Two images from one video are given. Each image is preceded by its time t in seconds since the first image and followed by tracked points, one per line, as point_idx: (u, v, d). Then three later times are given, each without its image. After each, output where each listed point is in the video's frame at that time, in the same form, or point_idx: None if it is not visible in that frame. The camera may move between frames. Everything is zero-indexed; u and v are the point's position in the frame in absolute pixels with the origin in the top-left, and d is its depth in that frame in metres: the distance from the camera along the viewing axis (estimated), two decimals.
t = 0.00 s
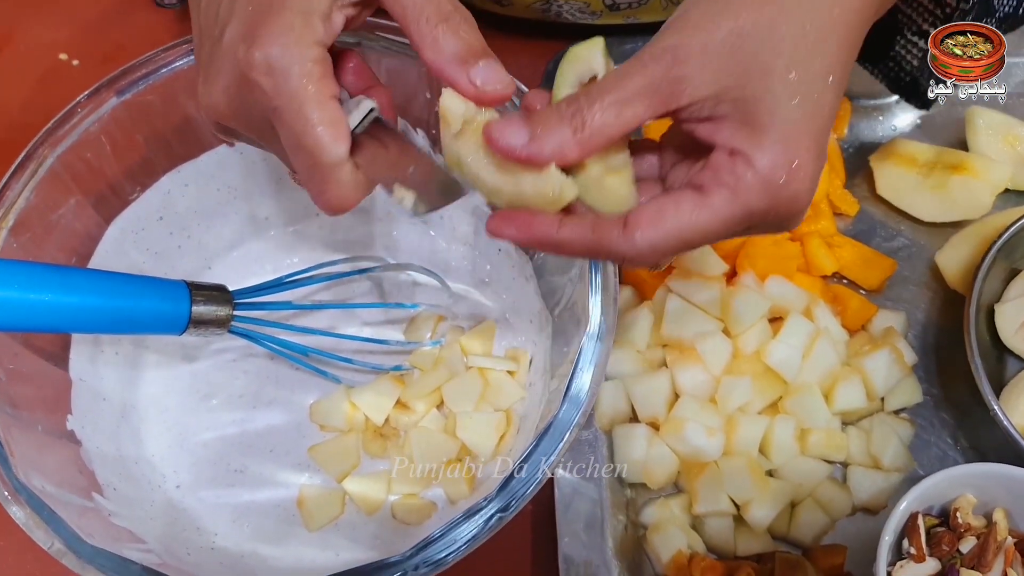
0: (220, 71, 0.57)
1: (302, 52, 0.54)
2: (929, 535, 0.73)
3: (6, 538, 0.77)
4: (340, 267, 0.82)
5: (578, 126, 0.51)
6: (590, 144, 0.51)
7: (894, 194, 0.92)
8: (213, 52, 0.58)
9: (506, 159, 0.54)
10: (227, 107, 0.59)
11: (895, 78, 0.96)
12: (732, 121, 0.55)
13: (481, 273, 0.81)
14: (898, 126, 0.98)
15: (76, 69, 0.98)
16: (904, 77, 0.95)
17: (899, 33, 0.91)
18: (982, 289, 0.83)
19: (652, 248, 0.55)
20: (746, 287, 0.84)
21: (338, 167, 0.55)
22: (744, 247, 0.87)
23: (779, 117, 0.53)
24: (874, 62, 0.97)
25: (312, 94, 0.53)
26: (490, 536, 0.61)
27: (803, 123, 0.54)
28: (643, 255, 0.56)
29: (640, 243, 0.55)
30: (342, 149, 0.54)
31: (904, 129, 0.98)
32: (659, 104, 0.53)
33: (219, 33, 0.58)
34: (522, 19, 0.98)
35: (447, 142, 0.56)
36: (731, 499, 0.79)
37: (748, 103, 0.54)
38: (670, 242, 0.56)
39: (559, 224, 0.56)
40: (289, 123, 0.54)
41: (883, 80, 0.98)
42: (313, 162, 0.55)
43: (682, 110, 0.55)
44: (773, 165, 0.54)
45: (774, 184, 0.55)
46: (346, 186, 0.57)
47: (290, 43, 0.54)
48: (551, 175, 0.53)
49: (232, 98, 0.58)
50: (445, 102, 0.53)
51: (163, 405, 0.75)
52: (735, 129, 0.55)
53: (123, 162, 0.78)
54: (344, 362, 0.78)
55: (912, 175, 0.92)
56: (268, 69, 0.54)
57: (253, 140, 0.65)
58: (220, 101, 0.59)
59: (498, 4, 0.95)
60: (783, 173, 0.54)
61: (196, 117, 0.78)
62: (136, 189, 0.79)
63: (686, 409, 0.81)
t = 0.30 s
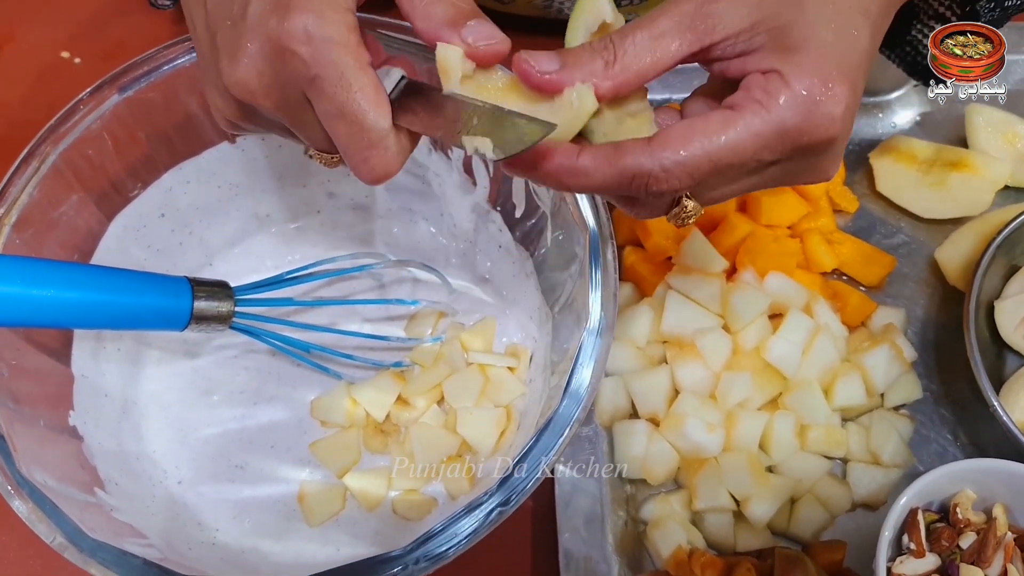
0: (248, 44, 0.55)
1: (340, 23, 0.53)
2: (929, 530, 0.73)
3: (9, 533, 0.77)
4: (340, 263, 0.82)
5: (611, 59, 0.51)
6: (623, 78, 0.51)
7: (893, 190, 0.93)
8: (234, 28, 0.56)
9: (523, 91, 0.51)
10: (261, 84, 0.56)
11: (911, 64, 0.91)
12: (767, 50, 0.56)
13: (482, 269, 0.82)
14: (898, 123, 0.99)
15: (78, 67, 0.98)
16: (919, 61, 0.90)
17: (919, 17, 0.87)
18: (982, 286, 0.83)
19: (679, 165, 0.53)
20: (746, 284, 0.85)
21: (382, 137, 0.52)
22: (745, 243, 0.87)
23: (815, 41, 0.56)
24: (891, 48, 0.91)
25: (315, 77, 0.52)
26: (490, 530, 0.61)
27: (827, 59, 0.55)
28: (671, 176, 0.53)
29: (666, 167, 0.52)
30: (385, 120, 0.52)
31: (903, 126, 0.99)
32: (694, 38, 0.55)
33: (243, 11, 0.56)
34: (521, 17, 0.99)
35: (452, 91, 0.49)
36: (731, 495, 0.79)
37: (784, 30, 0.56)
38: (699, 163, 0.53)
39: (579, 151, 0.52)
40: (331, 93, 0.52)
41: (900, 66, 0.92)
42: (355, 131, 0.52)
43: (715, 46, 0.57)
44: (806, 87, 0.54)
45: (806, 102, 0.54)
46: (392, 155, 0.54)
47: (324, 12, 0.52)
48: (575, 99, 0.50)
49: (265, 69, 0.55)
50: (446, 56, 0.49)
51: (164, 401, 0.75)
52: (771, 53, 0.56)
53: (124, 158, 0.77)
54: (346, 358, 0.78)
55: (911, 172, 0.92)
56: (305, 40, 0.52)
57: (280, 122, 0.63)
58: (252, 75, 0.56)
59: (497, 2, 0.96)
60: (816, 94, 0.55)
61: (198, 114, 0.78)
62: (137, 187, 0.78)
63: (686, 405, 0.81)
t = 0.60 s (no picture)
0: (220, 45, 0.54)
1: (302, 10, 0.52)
2: (926, 527, 0.73)
3: (12, 531, 0.78)
4: (340, 263, 0.83)
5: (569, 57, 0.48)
6: (582, 77, 0.48)
7: (889, 189, 0.93)
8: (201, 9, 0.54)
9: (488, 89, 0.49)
10: (231, 72, 0.55)
11: (887, 65, 0.90)
12: (728, 54, 0.54)
13: (481, 269, 0.83)
14: (893, 123, 0.99)
15: (78, 69, 0.99)
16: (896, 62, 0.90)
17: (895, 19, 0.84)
18: (977, 284, 0.84)
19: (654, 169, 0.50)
20: (743, 282, 0.85)
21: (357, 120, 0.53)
22: (741, 243, 0.88)
23: (775, 44, 0.53)
24: (866, 48, 0.90)
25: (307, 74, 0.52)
26: (489, 526, 0.62)
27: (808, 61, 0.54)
28: (644, 180, 0.50)
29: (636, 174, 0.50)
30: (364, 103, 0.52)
31: (900, 125, 0.99)
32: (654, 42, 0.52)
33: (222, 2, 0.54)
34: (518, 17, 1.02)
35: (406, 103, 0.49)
36: (729, 492, 0.80)
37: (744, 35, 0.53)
38: (672, 166, 0.50)
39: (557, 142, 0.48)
40: (311, 81, 0.52)
41: (875, 63, 0.91)
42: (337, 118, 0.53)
43: (674, 51, 0.54)
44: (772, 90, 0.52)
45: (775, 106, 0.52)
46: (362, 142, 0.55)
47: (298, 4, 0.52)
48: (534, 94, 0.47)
49: (234, 56, 0.54)
50: (396, 73, 0.49)
51: (166, 400, 0.75)
52: (731, 57, 0.54)
53: (126, 160, 0.78)
54: (345, 357, 0.79)
55: (907, 171, 0.93)
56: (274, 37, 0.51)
57: (253, 109, 0.61)
58: (221, 61, 0.54)
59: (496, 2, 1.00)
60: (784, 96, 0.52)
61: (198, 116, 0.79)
62: (138, 187, 0.79)
63: (684, 403, 0.82)
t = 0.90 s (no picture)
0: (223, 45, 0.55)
1: None
2: (927, 527, 0.74)
3: (14, 530, 0.78)
4: (342, 262, 0.82)
5: (568, 80, 0.54)
6: (581, 95, 0.54)
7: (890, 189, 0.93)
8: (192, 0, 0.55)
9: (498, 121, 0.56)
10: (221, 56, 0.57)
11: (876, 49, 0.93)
12: (717, 65, 0.60)
13: (482, 269, 0.83)
14: (896, 123, 0.99)
15: (81, 68, 0.99)
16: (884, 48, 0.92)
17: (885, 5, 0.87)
18: (978, 283, 0.84)
19: (654, 199, 0.57)
20: (745, 282, 0.85)
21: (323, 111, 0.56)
22: (742, 242, 0.88)
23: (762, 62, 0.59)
24: (857, 32, 0.92)
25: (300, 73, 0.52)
26: (491, 525, 0.62)
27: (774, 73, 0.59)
28: (648, 207, 0.57)
29: (632, 203, 0.57)
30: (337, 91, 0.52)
31: (901, 125, 0.99)
32: (647, 52, 0.57)
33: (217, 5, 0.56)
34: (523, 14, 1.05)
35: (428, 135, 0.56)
36: (731, 491, 0.80)
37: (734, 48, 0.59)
38: (671, 193, 0.57)
39: (564, 178, 0.56)
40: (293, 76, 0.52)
41: (868, 50, 0.94)
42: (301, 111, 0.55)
43: (669, 58, 0.59)
44: (758, 106, 0.58)
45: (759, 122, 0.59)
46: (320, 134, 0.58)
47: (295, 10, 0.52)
48: (541, 126, 0.55)
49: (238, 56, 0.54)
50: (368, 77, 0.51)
51: (169, 399, 0.75)
52: (720, 69, 0.60)
53: (128, 159, 0.78)
54: (347, 356, 0.79)
55: (908, 171, 0.93)
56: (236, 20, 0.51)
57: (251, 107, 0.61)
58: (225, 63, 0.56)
59: None
60: (768, 112, 0.59)
61: (201, 116, 0.80)
62: (139, 186, 0.79)
63: (685, 403, 0.81)
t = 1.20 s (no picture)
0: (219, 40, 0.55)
1: None
2: (927, 525, 0.74)
3: (14, 527, 0.78)
4: (342, 261, 0.82)
5: (558, 95, 0.53)
6: (571, 110, 0.53)
7: (890, 188, 0.93)
8: None
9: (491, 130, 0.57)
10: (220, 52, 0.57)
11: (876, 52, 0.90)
12: (703, 81, 0.60)
13: (483, 268, 0.83)
14: (896, 121, 0.99)
15: (82, 67, 0.99)
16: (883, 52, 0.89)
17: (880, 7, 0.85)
18: (979, 281, 0.84)
19: (639, 206, 0.57)
20: (745, 280, 0.85)
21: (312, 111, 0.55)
22: (743, 240, 0.88)
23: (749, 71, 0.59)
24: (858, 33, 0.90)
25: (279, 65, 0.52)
26: (491, 522, 0.62)
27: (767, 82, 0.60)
28: (633, 214, 0.58)
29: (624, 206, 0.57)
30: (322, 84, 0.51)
31: (902, 123, 0.99)
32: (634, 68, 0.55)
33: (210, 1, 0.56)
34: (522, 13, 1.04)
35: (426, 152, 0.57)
36: (731, 489, 0.80)
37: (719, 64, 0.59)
38: (656, 201, 0.57)
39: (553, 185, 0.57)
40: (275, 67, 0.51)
41: (867, 53, 0.91)
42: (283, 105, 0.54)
43: (654, 74, 0.58)
44: (743, 119, 0.58)
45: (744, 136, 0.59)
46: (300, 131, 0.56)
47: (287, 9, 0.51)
48: (531, 146, 0.56)
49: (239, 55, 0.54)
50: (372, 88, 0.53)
51: (169, 398, 0.75)
52: (707, 86, 0.60)
53: (129, 157, 0.78)
54: (348, 355, 0.79)
55: (908, 170, 0.93)
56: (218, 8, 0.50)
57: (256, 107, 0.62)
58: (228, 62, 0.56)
59: None
60: (752, 125, 0.59)
61: (202, 114, 0.80)
62: (139, 184, 0.79)
63: (686, 401, 0.81)
